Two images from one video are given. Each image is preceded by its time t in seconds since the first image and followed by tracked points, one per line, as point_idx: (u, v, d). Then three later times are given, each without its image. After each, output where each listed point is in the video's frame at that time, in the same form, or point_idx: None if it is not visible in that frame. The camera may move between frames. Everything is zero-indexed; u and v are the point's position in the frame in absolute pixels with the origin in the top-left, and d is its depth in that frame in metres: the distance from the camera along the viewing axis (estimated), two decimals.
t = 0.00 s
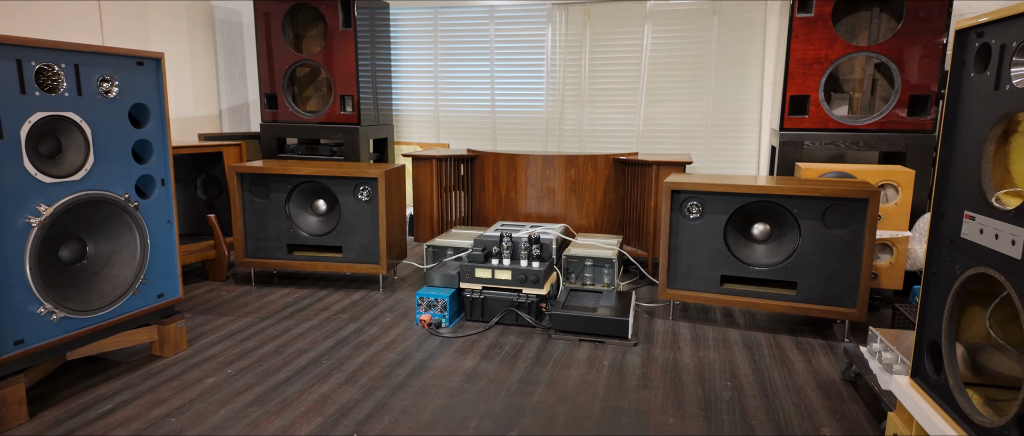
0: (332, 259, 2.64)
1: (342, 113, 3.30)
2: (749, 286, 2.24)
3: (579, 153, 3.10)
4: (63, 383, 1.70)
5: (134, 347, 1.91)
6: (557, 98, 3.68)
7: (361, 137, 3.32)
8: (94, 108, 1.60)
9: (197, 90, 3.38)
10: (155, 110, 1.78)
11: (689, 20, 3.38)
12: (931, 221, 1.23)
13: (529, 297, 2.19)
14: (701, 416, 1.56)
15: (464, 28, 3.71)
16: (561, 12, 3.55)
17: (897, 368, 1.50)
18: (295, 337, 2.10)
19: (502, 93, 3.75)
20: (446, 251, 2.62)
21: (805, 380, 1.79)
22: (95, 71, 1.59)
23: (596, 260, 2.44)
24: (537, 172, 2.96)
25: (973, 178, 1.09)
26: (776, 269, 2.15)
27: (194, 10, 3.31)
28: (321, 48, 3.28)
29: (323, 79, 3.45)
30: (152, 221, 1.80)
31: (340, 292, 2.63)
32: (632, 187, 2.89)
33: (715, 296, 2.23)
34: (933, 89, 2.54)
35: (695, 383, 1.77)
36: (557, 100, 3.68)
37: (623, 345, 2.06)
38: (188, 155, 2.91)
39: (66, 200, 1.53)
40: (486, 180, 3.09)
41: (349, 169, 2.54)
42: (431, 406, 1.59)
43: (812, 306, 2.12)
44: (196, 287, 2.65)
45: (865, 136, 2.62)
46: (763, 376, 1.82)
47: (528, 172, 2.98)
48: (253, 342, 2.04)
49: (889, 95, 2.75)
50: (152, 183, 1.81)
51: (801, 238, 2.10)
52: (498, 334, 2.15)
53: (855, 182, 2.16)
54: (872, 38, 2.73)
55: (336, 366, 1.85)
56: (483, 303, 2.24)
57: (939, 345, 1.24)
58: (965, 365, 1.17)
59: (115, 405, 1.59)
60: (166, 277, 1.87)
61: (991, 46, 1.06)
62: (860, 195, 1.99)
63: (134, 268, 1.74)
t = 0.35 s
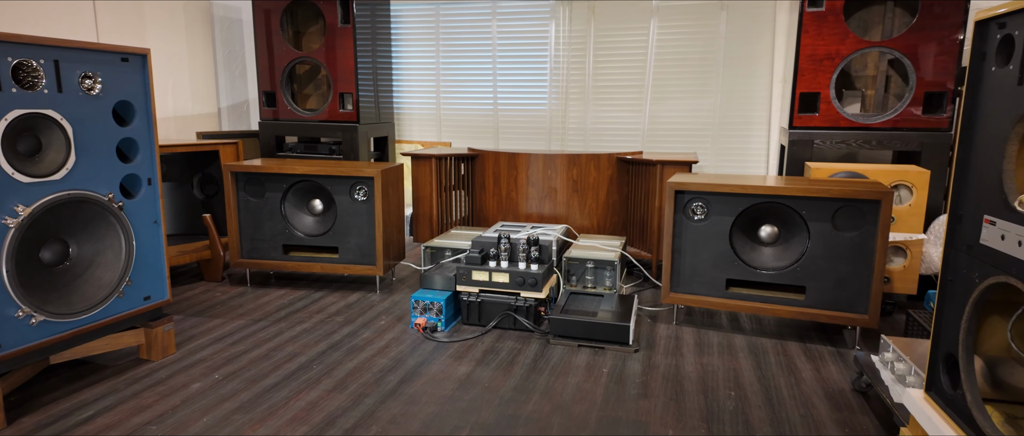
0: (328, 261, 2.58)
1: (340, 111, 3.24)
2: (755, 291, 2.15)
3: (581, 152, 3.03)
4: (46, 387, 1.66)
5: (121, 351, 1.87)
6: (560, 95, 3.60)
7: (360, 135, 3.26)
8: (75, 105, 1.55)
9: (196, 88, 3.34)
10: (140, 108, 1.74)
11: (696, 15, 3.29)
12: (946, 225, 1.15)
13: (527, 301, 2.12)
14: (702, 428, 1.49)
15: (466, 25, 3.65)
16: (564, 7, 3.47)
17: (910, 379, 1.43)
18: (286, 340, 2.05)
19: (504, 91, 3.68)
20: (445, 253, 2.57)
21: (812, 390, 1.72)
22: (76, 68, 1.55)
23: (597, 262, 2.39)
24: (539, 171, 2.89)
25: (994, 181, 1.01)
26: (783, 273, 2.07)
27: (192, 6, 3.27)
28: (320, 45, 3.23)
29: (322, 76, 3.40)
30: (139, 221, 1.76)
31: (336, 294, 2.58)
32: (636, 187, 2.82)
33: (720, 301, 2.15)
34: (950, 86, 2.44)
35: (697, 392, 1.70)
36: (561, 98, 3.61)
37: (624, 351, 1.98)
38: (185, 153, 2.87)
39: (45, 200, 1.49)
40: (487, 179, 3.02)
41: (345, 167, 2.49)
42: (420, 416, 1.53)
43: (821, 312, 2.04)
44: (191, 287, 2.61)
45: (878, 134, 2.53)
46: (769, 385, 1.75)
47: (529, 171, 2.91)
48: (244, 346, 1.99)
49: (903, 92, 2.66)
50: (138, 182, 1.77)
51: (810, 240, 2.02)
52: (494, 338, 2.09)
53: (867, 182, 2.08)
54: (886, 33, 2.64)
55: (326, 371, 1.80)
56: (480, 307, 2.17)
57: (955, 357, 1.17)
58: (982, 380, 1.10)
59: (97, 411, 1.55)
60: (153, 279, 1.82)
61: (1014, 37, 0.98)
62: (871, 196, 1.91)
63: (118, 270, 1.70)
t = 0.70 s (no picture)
0: (328, 264, 2.53)
1: (344, 111, 3.18)
2: (768, 300, 2.06)
3: (589, 153, 2.94)
4: (34, 394, 1.63)
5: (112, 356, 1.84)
6: (569, 94, 3.51)
7: (364, 135, 3.19)
8: (61, 105, 1.51)
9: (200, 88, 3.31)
10: (130, 108, 1.70)
11: (709, 11, 3.18)
12: (974, 237, 1.06)
13: (529, 308, 2.05)
14: None
15: (473, 23, 3.57)
16: (574, 4, 3.38)
17: (933, 399, 1.34)
18: (281, 346, 2.00)
19: (512, 90, 3.61)
20: (448, 257, 2.50)
21: (826, 406, 1.63)
22: (62, 67, 1.51)
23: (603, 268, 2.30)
24: (545, 173, 2.81)
25: None
26: (798, 281, 1.97)
27: (196, 5, 3.24)
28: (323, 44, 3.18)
29: (327, 76, 3.36)
30: (130, 225, 1.72)
31: (336, 298, 2.52)
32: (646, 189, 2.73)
33: (731, 310, 2.06)
34: (977, 85, 2.31)
35: (704, 408, 1.61)
36: (570, 97, 3.52)
37: (629, 362, 1.90)
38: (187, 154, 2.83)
39: (28, 204, 1.45)
40: (492, 180, 2.95)
41: (345, 169, 2.43)
42: (411, 430, 1.47)
43: (837, 323, 1.94)
44: (191, 290, 2.57)
45: (899, 136, 2.42)
46: (780, 400, 1.66)
47: (535, 172, 2.83)
48: (237, 352, 1.94)
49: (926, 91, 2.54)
50: (128, 185, 1.73)
51: (826, 247, 1.92)
52: (495, 347, 2.02)
53: (887, 186, 1.98)
54: (908, 29, 2.52)
55: (318, 380, 1.75)
56: (480, 314, 2.11)
57: (982, 380, 1.07)
58: (1013, 407, 1.01)
59: (81, 421, 1.51)
60: (144, 284, 1.78)
61: None
62: (892, 202, 1.80)
63: (107, 275, 1.66)
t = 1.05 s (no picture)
0: (325, 266, 2.48)
1: (344, 110, 3.12)
2: (776, 307, 1.98)
3: (593, 153, 2.87)
4: (17, 400, 1.60)
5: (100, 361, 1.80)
6: (574, 93, 3.42)
7: (365, 135, 3.13)
8: (42, 105, 1.48)
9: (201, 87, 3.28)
10: (115, 107, 1.66)
11: (718, 8, 3.08)
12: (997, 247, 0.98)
13: (527, 314, 1.98)
14: None
15: (477, 21, 3.50)
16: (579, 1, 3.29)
17: (951, 418, 1.28)
18: (273, 352, 1.95)
19: (516, 89, 3.53)
20: (446, 260, 2.42)
21: (836, 421, 1.55)
22: (43, 65, 1.47)
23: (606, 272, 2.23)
24: (548, 173, 2.74)
25: None
26: (808, 288, 1.89)
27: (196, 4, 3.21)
28: (323, 42, 3.13)
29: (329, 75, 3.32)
30: (117, 227, 1.69)
31: (333, 301, 2.47)
32: (651, 191, 2.65)
33: (737, 318, 1.98)
34: (998, 83, 2.21)
35: (706, 422, 1.54)
36: (574, 96, 3.42)
37: (629, 372, 1.83)
38: (184, 153, 2.80)
39: (9, 205, 1.42)
40: (494, 181, 2.88)
41: (342, 169, 2.38)
42: None
43: (849, 332, 1.85)
44: (187, 292, 2.54)
45: (916, 136, 2.32)
46: (787, 414, 1.58)
47: (538, 173, 2.76)
48: (227, 357, 1.90)
49: (945, 90, 2.45)
50: (114, 186, 1.69)
51: (838, 253, 1.84)
52: (491, 354, 1.95)
53: (903, 189, 1.88)
54: (926, 25, 2.42)
55: (307, 388, 1.70)
56: (478, 319, 2.05)
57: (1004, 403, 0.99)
58: None
59: (62, 429, 1.47)
60: (131, 287, 1.75)
61: None
62: (907, 206, 1.71)
63: (91, 278, 1.63)
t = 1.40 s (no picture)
0: (315, 269, 2.41)
1: (339, 108, 3.04)
2: (782, 316, 1.88)
3: (594, 153, 2.76)
4: None
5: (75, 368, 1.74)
6: (576, 91, 3.28)
7: (360, 134, 3.05)
8: (8, 103, 1.41)
9: (193, 84, 3.22)
10: (88, 105, 1.59)
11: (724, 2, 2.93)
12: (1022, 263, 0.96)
13: (520, 322, 1.90)
14: None
15: (477, 16, 3.38)
16: None
17: None
18: (255, 359, 1.88)
19: (516, 87, 3.40)
20: (440, 263, 2.34)
21: None
22: (8, 61, 1.41)
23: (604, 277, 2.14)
24: (547, 173, 2.63)
25: None
26: (815, 297, 1.79)
27: None
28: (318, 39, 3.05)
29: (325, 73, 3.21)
30: (90, 230, 1.62)
31: (322, 305, 2.40)
32: (654, 192, 2.55)
33: (741, 327, 1.88)
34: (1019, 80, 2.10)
35: None
36: (576, 94, 3.28)
37: (626, 384, 1.74)
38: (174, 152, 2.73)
39: None
40: (491, 181, 2.78)
41: (332, 170, 2.30)
42: None
43: (859, 343, 1.75)
44: (174, 295, 2.47)
45: (932, 136, 2.21)
46: (792, 431, 1.49)
47: (536, 174, 2.65)
48: (208, 365, 1.83)
49: (962, 87, 2.33)
50: (87, 187, 1.62)
51: (848, 260, 1.73)
52: (482, 363, 1.87)
53: (917, 192, 1.78)
54: (942, 19, 2.31)
55: (287, 399, 1.62)
56: (469, 326, 1.96)
57: None
58: None
59: None
60: (105, 293, 1.68)
61: None
62: (922, 210, 1.61)
63: (62, 283, 1.56)
